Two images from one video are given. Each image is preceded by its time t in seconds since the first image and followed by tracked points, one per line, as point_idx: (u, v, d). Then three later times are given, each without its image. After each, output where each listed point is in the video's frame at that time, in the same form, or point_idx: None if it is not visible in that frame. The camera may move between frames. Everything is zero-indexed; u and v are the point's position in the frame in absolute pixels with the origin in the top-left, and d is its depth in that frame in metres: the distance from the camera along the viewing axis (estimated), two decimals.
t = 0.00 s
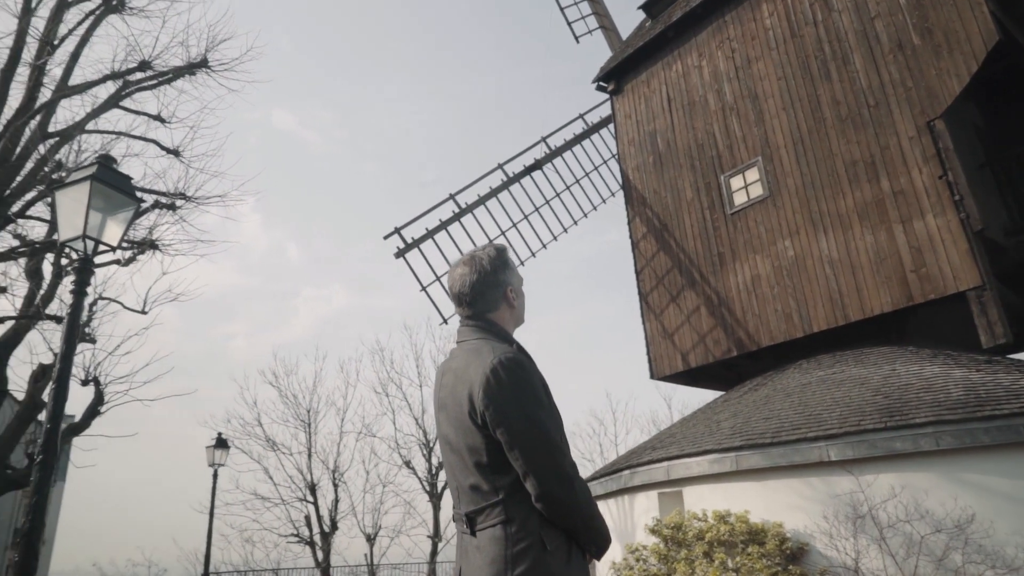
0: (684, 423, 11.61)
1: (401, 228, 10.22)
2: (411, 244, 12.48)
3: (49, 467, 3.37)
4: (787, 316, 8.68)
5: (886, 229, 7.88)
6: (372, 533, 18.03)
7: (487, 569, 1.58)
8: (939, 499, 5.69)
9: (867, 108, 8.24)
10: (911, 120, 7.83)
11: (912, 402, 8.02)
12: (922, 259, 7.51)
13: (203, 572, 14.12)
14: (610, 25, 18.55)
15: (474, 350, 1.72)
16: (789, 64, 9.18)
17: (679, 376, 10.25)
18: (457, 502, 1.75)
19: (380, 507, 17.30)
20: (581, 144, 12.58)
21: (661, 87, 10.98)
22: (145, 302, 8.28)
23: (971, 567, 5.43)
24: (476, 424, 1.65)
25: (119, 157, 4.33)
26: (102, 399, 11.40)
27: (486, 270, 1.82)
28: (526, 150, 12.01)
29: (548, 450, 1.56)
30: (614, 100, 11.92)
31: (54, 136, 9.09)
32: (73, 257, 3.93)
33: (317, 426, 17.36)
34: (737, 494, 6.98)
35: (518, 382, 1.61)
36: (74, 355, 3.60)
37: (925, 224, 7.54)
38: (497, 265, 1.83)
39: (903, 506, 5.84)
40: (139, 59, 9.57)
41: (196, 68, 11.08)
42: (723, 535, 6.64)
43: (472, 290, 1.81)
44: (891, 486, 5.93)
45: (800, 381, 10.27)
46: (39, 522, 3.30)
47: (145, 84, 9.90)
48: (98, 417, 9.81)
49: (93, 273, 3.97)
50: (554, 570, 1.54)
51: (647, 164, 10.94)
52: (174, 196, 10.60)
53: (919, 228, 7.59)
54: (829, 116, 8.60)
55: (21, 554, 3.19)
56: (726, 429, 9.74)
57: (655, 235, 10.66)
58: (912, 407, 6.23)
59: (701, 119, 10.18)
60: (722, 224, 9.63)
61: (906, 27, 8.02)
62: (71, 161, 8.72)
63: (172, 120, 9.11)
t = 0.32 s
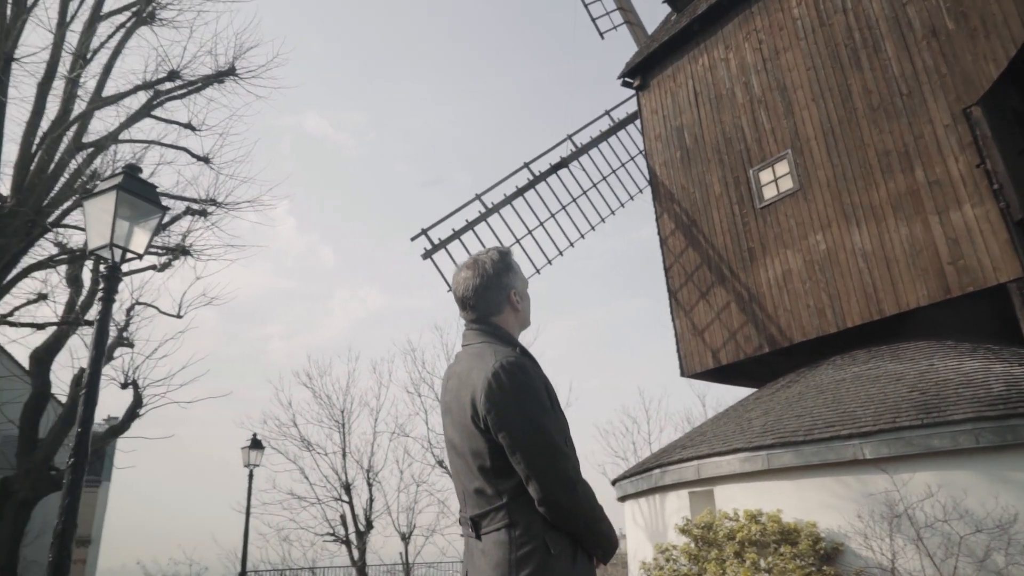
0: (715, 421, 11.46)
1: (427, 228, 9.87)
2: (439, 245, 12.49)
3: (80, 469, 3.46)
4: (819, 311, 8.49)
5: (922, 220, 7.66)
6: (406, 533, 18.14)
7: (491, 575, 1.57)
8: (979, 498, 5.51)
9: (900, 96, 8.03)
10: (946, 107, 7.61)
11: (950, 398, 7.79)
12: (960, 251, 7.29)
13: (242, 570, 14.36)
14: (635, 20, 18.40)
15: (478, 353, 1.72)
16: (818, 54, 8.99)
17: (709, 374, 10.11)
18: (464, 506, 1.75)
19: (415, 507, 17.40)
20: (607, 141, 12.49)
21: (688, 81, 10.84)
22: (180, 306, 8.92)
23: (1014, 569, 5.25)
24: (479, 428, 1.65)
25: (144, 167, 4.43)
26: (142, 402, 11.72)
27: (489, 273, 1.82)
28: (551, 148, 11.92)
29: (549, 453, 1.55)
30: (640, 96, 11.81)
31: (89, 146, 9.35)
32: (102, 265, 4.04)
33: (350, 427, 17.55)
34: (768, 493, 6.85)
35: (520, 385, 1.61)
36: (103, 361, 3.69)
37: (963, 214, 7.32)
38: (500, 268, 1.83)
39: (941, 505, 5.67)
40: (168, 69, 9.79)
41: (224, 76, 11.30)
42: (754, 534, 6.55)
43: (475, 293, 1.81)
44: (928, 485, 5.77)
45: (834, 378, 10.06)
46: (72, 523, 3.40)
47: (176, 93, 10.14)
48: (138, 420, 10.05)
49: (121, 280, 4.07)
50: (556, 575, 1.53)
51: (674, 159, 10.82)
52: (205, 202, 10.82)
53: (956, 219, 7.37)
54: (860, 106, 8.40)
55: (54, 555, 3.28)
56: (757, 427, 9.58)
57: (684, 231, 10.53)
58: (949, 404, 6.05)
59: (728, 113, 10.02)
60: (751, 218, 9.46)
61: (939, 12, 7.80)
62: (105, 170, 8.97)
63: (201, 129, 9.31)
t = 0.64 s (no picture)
0: (743, 419, 11.30)
1: (450, 229, 9.95)
2: (463, 245, 12.53)
3: (105, 470, 3.54)
4: (848, 306, 8.32)
5: (954, 211, 7.46)
6: (436, 531, 18.23)
7: None
8: (1016, 497, 5.34)
9: (930, 84, 7.83)
10: (979, 95, 7.40)
11: (984, 393, 7.57)
12: (994, 242, 7.09)
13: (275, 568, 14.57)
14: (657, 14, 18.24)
15: (480, 354, 1.72)
16: (845, 43, 8.80)
17: (736, 371, 9.98)
18: (467, 507, 1.74)
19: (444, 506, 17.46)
20: (631, 137, 12.40)
21: (711, 75, 10.70)
22: (212, 309, 9.26)
23: None
24: (480, 429, 1.64)
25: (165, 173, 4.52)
26: (174, 404, 11.96)
27: (490, 274, 1.81)
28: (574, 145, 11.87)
29: (549, 454, 1.54)
30: (663, 91, 11.70)
31: (117, 155, 9.58)
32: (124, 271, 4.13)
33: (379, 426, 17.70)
34: (797, 492, 6.74)
35: (520, 387, 1.61)
36: (127, 365, 3.78)
37: (997, 204, 7.11)
38: (501, 270, 1.82)
39: (975, 504, 5.51)
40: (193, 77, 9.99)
41: (248, 82, 11.48)
42: (782, 534, 6.44)
43: (477, 294, 1.81)
44: (962, 483, 5.62)
45: (864, 374, 9.86)
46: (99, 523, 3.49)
47: (201, 100, 10.33)
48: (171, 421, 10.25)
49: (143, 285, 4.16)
50: None
51: (698, 154, 10.69)
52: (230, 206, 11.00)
53: (990, 209, 7.16)
54: (888, 95, 8.21)
55: (82, 554, 3.38)
56: (786, 425, 9.42)
57: (709, 227, 10.40)
58: (984, 399, 5.88)
59: (753, 106, 9.87)
60: (777, 213, 9.30)
61: None
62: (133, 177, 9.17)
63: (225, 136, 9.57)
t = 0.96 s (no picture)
0: (771, 416, 11.14)
1: (472, 229, 9.89)
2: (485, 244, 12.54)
3: (130, 472, 3.62)
4: (877, 300, 8.15)
5: (985, 201, 7.27)
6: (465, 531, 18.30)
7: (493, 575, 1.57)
8: None
9: (958, 71, 7.65)
10: (1010, 81, 7.21)
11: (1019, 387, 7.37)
12: None
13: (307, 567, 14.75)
14: (678, 8, 18.08)
15: (481, 354, 1.71)
16: (869, 31, 8.63)
17: (762, 368, 9.84)
18: (470, 507, 1.74)
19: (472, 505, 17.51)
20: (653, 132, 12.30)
21: (733, 68, 10.56)
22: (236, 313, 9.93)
23: None
24: (480, 429, 1.65)
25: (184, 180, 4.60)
26: (205, 406, 12.18)
27: (491, 273, 1.81)
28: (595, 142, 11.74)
29: (548, 453, 1.54)
30: (684, 85, 11.58)
31: (144, 163, 9.79)
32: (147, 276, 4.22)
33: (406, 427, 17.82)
34: (825, 489, 6.62)
35: (519, 387, 1.60)
36: (149, 368, 3.85)
37: None
38: (502, 269, 1.81)
39: (1009, 502, 5.36)
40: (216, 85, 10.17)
41: (270, 87, 11.65)
42: (810, 532, 6.33)
43: (477, 294, 1.81)
44: (995, 480, 5.47)
45: (894, 368, 9.66)
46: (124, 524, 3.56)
47: (224, 107, 10.51)
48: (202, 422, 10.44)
49: (165, 290, 4.25)
50: None
51: (721, 148, 10.56)
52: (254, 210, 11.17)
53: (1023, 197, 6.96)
54: (915, 83, 8.03)
55: (109, 554, 3.46)
56: (813, 421, 9.26)
57: (733, 222, 10.26)
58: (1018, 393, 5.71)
59: (775, 98, 9.71)
60: (802, 206, 9.14)
61: None
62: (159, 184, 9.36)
63: (248, 141, 9.52)
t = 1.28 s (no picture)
0: (799, 413, 10.97)
1: (494, 228, 9.85)
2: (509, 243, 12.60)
3: (153, 475, 3.70)
4: (907, 293, 7.97)
5: (1018, 189, 7.07)
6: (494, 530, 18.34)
7: None
8: None
9: (989, 58, 7.46)
10: None
11: None
12: None
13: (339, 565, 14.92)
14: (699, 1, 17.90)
15: (478, 354, 1.72)
16: (895, 19, 8.44)
17: (789, 364, 9.70)
18: (471, 508, 1.75)
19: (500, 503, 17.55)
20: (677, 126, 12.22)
21: (756, 60, 10.41)
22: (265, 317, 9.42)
23: None
24: (477, 429, 1.65)
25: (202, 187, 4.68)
26: (235, 408, 12.38)
27: (488, 272, 1.82)
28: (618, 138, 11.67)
29: (544, 453, 1.54)
30: (706, 80, 11.45)
31: (170, 170, 9.99)
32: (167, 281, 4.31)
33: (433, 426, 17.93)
34: (853, 487, 6.50)
35: (515, 387, 1.60)
36: (170, 372, 3.94)
37: None
38: (500, 269, 1.82)
39: None
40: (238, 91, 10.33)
41: (292, 93, 11.79)
42: (838, 531, 6.22)
43: (475, 294, 1.82)
44: None
45: (925, 363, 9.44)
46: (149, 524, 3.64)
47: (247, 113, 10.67)
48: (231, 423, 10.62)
49: (186, 295, 4.34)
50: None
51: (744, 142, 10.41)
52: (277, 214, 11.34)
53: None
54: (944, 71, 7.84)
55: (133, 554, 3.54)
56: (841, 418, 9.10)
57: (758, 217, 10.11)
58: None
59: (799, 89, 9.55)
60: (828, 199, 8.97)
61: None
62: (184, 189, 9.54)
63: (271, 146, 9.27)
